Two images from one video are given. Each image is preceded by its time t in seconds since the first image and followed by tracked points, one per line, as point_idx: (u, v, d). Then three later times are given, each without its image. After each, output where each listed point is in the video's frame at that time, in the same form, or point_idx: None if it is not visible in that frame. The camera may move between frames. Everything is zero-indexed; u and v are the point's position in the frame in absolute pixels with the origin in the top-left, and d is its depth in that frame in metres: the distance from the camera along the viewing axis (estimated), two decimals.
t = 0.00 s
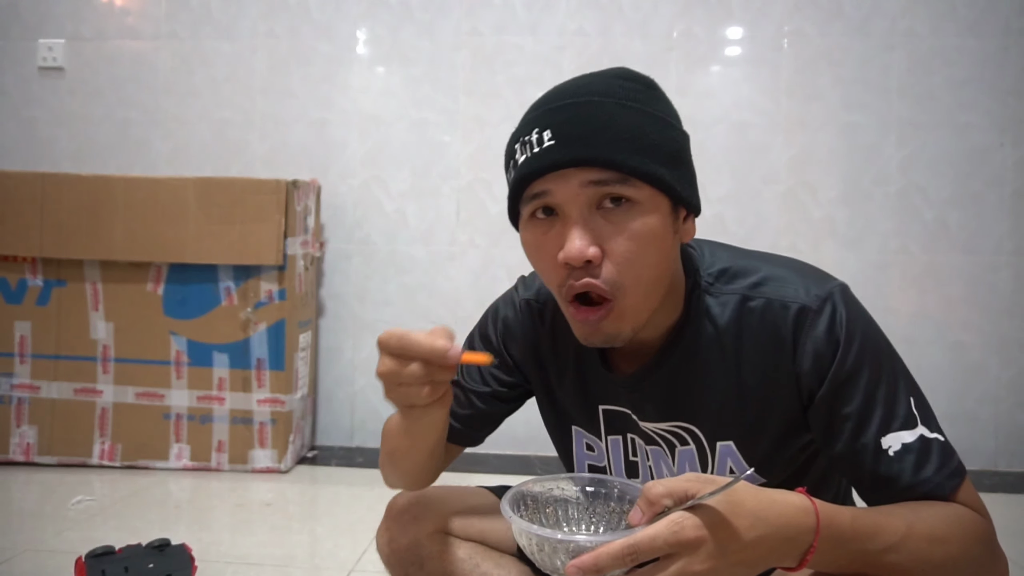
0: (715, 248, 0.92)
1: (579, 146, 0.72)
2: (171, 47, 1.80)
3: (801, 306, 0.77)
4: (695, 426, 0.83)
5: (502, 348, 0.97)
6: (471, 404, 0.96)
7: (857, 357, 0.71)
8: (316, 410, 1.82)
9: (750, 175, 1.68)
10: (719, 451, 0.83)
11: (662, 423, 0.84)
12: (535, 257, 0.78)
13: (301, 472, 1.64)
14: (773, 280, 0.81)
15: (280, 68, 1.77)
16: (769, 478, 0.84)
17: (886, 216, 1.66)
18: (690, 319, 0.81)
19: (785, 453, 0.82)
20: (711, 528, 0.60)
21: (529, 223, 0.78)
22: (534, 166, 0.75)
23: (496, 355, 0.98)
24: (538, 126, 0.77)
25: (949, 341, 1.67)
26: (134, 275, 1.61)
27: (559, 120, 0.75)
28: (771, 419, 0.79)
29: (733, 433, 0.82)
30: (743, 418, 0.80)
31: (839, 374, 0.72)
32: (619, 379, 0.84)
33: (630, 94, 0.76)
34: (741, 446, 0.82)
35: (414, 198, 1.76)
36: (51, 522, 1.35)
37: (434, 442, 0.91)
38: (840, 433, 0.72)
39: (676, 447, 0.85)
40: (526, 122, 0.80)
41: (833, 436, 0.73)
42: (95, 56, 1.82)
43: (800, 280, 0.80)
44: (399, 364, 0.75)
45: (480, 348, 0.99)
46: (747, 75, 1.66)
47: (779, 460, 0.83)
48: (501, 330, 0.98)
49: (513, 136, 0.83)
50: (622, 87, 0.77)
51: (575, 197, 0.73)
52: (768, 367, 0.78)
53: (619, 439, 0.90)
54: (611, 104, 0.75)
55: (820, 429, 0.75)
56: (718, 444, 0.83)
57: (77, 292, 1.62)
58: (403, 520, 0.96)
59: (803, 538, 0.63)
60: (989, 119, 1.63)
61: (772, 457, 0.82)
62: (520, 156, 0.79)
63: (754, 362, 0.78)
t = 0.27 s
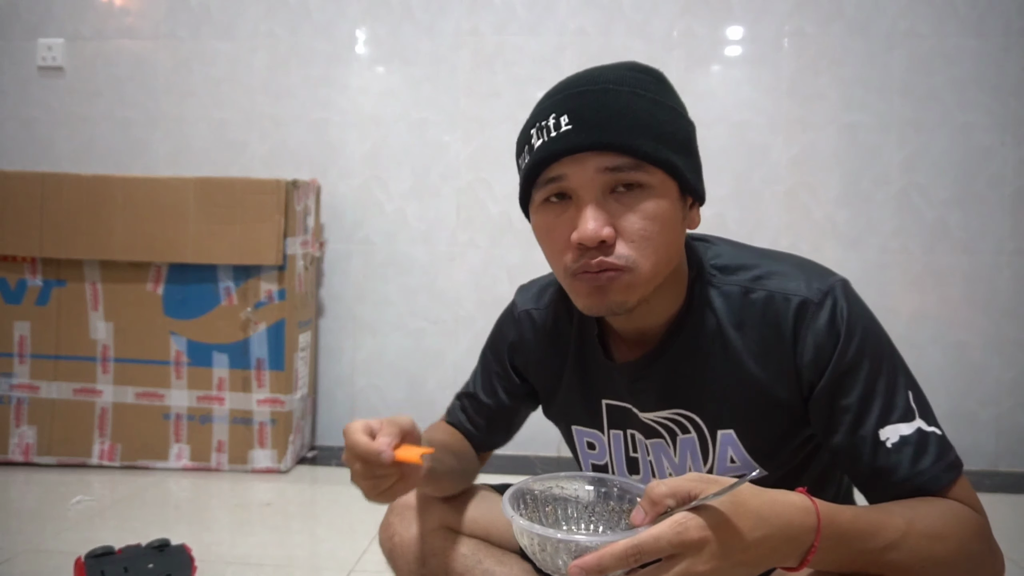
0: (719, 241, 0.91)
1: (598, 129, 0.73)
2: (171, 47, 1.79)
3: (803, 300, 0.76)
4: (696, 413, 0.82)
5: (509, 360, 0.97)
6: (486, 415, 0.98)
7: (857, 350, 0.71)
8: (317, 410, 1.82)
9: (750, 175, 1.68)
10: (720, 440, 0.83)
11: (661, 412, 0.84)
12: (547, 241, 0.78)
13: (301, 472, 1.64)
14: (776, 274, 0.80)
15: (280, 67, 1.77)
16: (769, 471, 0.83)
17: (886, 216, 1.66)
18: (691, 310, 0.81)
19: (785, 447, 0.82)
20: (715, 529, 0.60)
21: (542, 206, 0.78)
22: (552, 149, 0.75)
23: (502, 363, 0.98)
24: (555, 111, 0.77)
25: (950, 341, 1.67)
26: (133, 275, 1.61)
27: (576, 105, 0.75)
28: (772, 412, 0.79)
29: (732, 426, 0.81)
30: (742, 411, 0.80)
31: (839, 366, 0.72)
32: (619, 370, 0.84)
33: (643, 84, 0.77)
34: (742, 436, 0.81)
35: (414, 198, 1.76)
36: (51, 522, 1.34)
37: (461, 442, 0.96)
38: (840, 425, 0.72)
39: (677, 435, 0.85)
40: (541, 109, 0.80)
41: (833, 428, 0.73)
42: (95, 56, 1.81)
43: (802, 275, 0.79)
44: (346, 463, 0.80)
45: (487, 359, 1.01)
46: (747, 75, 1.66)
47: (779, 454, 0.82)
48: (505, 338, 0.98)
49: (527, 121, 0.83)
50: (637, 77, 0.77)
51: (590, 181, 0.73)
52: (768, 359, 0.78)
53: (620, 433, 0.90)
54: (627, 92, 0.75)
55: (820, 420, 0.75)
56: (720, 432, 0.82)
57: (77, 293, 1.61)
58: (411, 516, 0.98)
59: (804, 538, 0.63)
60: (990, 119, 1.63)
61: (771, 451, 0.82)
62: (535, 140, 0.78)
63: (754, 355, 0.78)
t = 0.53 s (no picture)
0: (714, 236, 0.91)
1: (600, 120, 0.73)
2: (171, 47, 1.80)
3: (798, 294, 0.76)
4: (695, 404, 0.82)
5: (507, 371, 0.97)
6: (486, 420, 0.98)
7: (852, 342, 0.71)
8: (317, 410, 1.82)
9: (750, 175, 1.68)
10: (717, 429, 0.82)
11: (655, 403, 0.84)
12: (547, 232, 0.78)
13: (301, 472, 1.64)
14: (772, 268, 0.80)
15: (280, 67, 1.77)
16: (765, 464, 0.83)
17: (886, 216, 1.66)
18: (687, 304, 0.81)
19: (782, 440, 0.82)
20: (716, 536, 0.59)
21: (542, 197, 0.78)
22: (554, 139, 0.75)
23: (501, 367, 0.98)
24: (556, 103, 0.77)
25: (950, 341, 1.66)
26: (133, 276, 1.61)
27: (578, 97, 0.75)
28: (768, 404, 0.79)
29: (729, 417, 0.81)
30: (738, 404, 0.80)
31: (835, 358, 0.72)
32: (616, 363, 0.84)
33: (642, 79, 0.77)
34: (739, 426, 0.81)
35: (414, 198, 1.76)
36: (51, 522, 1.35)
37: (463, 450, 0.97)
38: (835, 416, 0.72)
39: (676, 425, 0.84)
40: (541, 101, 0.80)
41: (828, 419, 0.73)
42: (95, 56, 1.82)
43: (797, 268, 0.79)
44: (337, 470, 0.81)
45: (486, 364, 1.00)
46: (747, 75, 1.66)
47: (775, 447, 0.82)
48: (504, 343, 0.98)
49: (528, 114, 0.82)
50: (635, 71, 0.78)
51: (591, 171, 0.74)
52: (763, 352, 0.78)
53: (620, 429, 0.89)
54: (626, 85, 0.75)
55: (815, 412, 0.75)
56: (717, 422, 0.82)
57: (77, 293, 1.61)
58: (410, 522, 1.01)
59: (802, 543, 0.62)
60: (989, 119, 1.63)
61: (767, 444, 0.82)
62: (537, 132, 0.78)
63: (749, 348, 0.78)
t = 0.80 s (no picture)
0: (715, 234, 0.91)
1: (601, 115, 0.73)
2: (171, 47, 1.80)
3: (796, 290, 0.76)
4: (695, 399, 0.81)
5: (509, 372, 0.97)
6: (487, 421, 0.98)
7: (849, 338, 0.72)
8: (317, 410, 1.82)
9: (750, 175, 1.68)
10: (717, 424, 0.81)
11: (654, 398, 0.83)
12: (549, 226, 0.78)
13: (301, 472, 1.65)
14: (772, 264, 0.80)
15: (280, 68, 1.77)
16: (765, 459, 0.82)
17: (886, 216, 1.66)
18: (687, 299, 0.81)
19: (782, 437, 0.81)
20: (721, 541, 0.59)
21: (544, 191, 0.78)
22: (555, 134, 0.75)
23: (502, 366, 0.98)
24: (560, 98, 0.77)
25: (949, 341, 1.67)
26: (134, 276, 1.61)
27: (581, 92, 0.75)
28: (766, 399, 0.79)
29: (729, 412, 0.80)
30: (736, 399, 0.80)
31: (832, 353, 0.72)
32: (616, 358, 0.84)
33: (644, 76, 0.77)
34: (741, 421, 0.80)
35: (414, 198, 1.76)
36: (52, 522, 1.35)
37: (464, 453, 0.97)
38: (832, 411, 0.72)
39: (676, 420, 0.83)
40: (545, 98, 0.80)
41: (825, 414, 0.74)
42: (95, 56, 1.82)
43: (796, 264, 0.79)
44: (340, 477, 0.82)
45: (488, 364, 1.01)
46: (747, 75, 1.66)
47: (775, 443, 0.81)
48: (505, 342, 0.98)
49: (533, 109, 0.83)
50: (639, 68, 0.78)
51: (592, 166, 0.74)
52: (761, 347, 0.78)
53: (621, 424, 0.88)
54: (629, 81, 0.75)
55: (813, 407, 0.75)
56: (717, 416, 0.81)
57: (77, 293, 1.62)
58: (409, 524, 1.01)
59: (806, 546, 0.62)
60: (989, 119, 1.63)
61: (766, 441, 0.81)
62: (540, 127, 0.78)
63: (748, 343, 0.78)
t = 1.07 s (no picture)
0: (721, 231, 0.91)
1: (600, 118, 0.73)
2: (171, 47, 1.80)
3: (801, 288, 0.76)
4: (699, 397, 0.81)
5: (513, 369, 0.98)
6: (489, 418, 0.98)
7: (853, 337, 0.71)
8: (316, 410, 1.82)
9: (750, 175, 1.68)
10: (721, 421, 0.81)
11: (658, 395, 0.83)
12: (551, 226, 0.78)
13: (301, 472, 1.64)
14: (778, 262, 0.80)
15: (280, 67, 1.77)
16: (768, 457, 0.81)
17: (886, 216, 1.66)
18: (692, 296, 0.81)
19: (784, 434, 0.81)
20: (726, 545, 0.59)
21: (546, 190, 0.78)
22: (555, 137, 0.75)
23: (507, 364, 0.98)
24: (561, 100, 0.77)
25: (950, 341, 1.66)
26: (134, 276, 1.61)
27: (581, 94, 0.75)
28: (770, 397, 0.79)
29: (733, 408, 0.80)
30: (739, 396, 0.80)
31: (835, 352, 0.72)
32: (619, 354, 0.84)
33: (648, 75, 0.76)
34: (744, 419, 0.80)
35: (414, 198, 1.76)
36: (52, 522, 1.35)
37: (465, 451, 0.97)
38: (834, 409, 0.72)
39: (680, 417, 0.83)
40: (548, 98, 0.80)
41: (827, 412, 0.73)
42: (95, 56, 1.82)
43: (801, 263, 0.79)
44: (335, 478, 0.81)
45: (492, 360, 1.00)
46: (747, 75, 1.66)
47: (777, 441, 0.81)
48: (509, 340, 0.98)
49: (536, 108, 0.82)
50: (642, 66, 0.77)
51: (591, 169, 0.74)
52: (765, 344, 0.78)
53: (625, 421, 0.88)
54: (630, 82, 0.75)
55: (815, 405, 0.75)
56: (720, 414, 0.81)
57: (77, 293, 1.61)
58: (409, 523, 1.00)
59: (809, 549, 0.62)
60: (990, 119, 1.63)
61: (769, 438, 0.80)
62: (542, 128, 0.78)
63: (751, 340, 0.78)
